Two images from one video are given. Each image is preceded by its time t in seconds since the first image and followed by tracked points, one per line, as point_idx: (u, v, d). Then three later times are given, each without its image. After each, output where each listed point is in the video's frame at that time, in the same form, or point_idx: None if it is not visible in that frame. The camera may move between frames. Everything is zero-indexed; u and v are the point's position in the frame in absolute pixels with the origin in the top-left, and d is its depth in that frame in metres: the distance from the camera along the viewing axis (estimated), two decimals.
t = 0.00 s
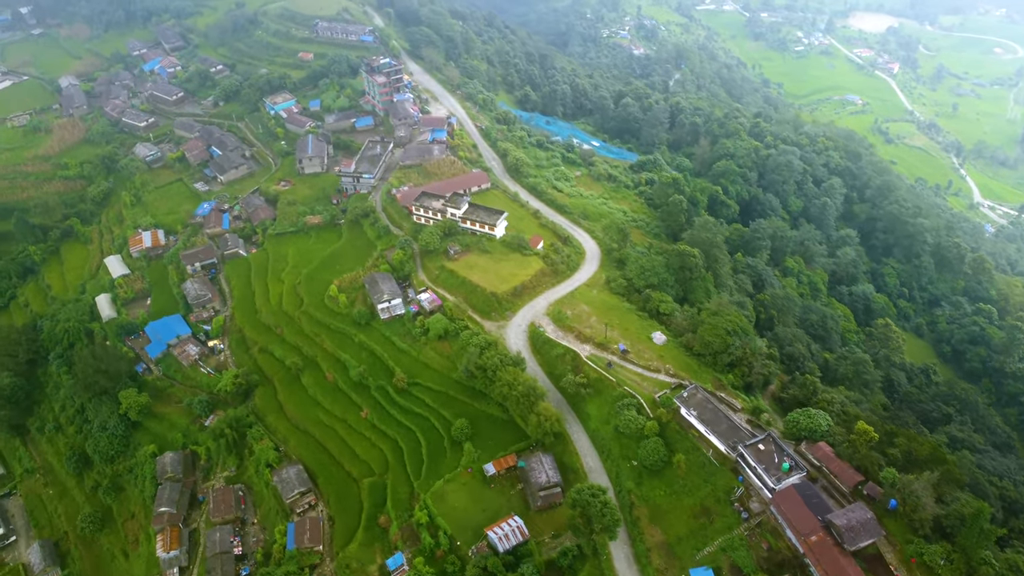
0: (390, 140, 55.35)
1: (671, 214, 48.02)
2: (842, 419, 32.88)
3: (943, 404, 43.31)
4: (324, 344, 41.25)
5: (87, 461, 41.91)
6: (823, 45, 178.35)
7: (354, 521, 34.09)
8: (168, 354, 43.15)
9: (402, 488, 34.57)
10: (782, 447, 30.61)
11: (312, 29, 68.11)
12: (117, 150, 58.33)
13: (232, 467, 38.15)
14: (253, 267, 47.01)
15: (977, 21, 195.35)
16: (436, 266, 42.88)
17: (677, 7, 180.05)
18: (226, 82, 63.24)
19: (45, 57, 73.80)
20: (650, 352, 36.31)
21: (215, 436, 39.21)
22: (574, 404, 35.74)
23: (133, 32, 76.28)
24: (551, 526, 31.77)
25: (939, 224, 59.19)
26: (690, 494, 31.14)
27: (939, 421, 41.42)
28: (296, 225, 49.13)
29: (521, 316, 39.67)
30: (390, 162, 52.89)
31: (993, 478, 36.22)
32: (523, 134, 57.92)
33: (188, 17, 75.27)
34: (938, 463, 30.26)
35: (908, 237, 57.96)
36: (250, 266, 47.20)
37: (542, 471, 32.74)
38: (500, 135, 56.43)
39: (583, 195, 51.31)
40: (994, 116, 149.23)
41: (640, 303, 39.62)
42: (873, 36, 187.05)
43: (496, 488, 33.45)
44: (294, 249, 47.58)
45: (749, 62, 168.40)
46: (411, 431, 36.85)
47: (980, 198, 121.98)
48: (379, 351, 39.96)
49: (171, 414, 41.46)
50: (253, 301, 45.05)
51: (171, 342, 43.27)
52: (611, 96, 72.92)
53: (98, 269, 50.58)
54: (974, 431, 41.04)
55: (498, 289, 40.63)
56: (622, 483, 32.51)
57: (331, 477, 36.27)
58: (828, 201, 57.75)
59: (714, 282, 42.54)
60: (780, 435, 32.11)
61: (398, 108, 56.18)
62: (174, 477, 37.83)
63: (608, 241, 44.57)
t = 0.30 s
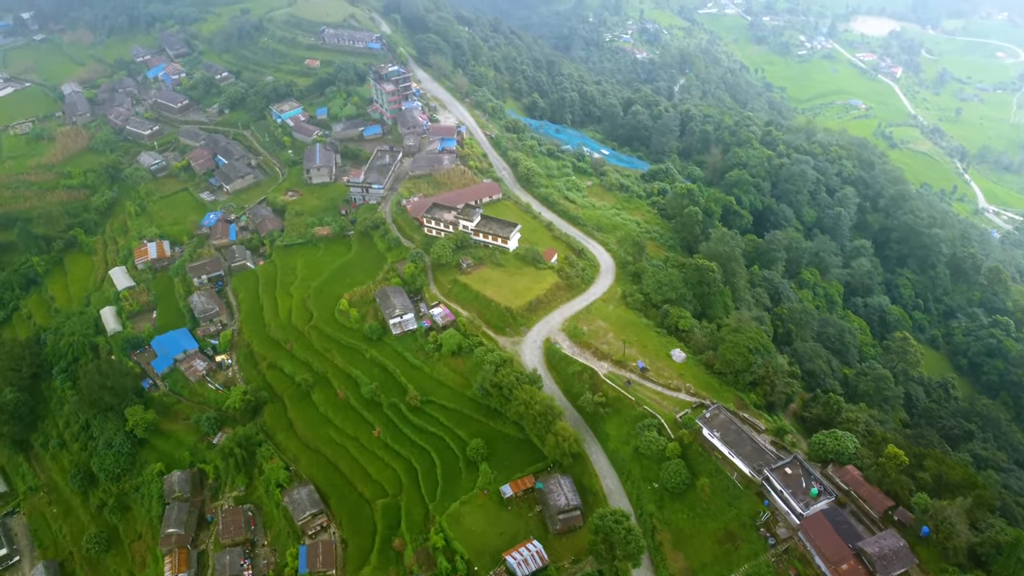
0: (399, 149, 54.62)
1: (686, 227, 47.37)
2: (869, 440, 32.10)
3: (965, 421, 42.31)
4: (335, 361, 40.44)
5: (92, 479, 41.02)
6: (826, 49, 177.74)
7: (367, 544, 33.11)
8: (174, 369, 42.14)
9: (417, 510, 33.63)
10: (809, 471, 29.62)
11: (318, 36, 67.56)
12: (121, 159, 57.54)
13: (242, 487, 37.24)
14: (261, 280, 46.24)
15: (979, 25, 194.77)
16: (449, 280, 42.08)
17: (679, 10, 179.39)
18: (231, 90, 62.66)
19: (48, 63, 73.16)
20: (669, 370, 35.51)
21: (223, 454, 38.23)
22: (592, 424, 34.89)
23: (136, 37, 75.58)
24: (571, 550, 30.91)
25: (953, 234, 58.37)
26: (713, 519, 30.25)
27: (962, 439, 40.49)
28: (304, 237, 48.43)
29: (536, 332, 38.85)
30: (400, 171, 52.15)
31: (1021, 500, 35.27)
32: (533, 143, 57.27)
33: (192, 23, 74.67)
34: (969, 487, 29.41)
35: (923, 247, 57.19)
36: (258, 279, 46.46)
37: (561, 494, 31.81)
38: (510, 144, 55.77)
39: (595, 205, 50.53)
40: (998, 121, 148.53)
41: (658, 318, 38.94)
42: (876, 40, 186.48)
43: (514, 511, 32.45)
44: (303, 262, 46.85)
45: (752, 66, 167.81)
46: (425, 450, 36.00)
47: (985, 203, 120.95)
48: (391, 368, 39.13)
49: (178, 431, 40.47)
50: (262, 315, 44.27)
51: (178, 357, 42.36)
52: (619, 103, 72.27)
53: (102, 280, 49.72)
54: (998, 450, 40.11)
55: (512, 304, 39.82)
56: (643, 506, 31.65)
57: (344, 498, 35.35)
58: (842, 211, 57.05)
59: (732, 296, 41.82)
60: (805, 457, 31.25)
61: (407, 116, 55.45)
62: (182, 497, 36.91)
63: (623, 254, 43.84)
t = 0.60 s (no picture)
0: (404, 159, 53.78)
1: (698, 240, 46.70)
2: (891, 466, 31.29)
3: (983, 439, 41.48)
4: (341, 378, 39.56)
5: (92, 499, 40.04)
6: (826, 53, 177.41)
7: (375, 569, 32.16)
8: (176, 386, 41.17)
9: (426, 533, 32.69)
10: (832, 497, 28.67)
11: (322, 43, 66.90)
12: (121, 167, 56.68)
13: (245, 508, 35.96)
14: (265, 294, 45.31)
15: (979, 30, 194.58)
16: (457, 295, 41.23)
17: (680, 14, 178.87)
18: (234, 97, 61.90)
19: (47, 69, 72.31)
20: (684, 390, 34.71)
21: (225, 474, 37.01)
22: (606, 445, 33.98)
23: (136, 43, 74.74)
24: None
25: (965, 246, 57.66)
26: (733, 546, 29.29)
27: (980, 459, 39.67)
28: (309, 249, 47.54)
29: (547, 349, 38.00)
30: (406, 182, 51.35)
31: None
32: (540, 153, 56.54)
33: (193, 28, 73.85)
34: (996, 515, 28.65)
35: (935, 259, 56.49)
36: (262, 292, 45.56)
37: (575, 519, 30.77)
38: (517, 154, 55.05)
39: (604, 217, 49.81)
40: (1000, 126, 148.05)
41: (671, 336, 38.14)
42: (876, 44, 186.16)
43: (526, 536, 31.38)
44: (307, 275, 45.98)
45: (752, 70, 167.42)
46: (434, 471, 35.06)
47: (987, 209, 120.25)
48: (398, 385, 38.21)
49: (180, 449, 39.52)
50: (265, 329, 43.36)
51: (180, 373, 41.43)
52: (625, 111, 71.63)
53: (102, 292, 48.82)
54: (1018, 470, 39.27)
55: (523, 320, 38.96)
56: (660, 531, 30.66)
57: (351, 520, 34.40)
58: (853, 222, 56.40)
59: (747, 313, 41.11)
60: (827, 482, 30.42)
61: (412, 125, 54.63)
62: (185, 518, 35.89)
63: (634, 268, 43.09)
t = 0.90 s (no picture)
0: (408, 169, 52.89)
1: (708, 253, 45.91)
2: (913, 493, 30.54)
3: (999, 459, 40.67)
4: (345, 397, 38.67)
5: (90, 519, 39.04)
6: (827, 57, 176.76)
7: None
8: (176, 404, 40.25)
9: (433, 560, 31.78)
10: (854, 527, 27.73)
11: (324, 50, 66.06)
12: (120, 176, 55.75)
13: (246, 531, 34.83)
14: (267, 308, 44.41)
15: (979, 34, 194.05)
16: (464, 312, 40.37)
17: (680, 17, 178.14)
18: (234, 105, 61.05)
19: (45, 74, 71.39)
20: (698, 413, 33.89)
21: (225, 495, 35.75)
22: (619, 469, 33.04)
23: (135, 48, 73.81)
24: None
25: (976, 258, 56.93)
26: None
27: (998, 480, 38.89)
28: (311, 262, 46.66)
29: (557, 368, 37.12)
30: (410, 193, 50.49)
31: None
32: (546, 163, 55.70)
33: (193, 34, 72.95)
34: (1021, 545, 27.95)
35: (945, 271, 55.75)
36: (264, 306, 44.66)
37: (588, 547, 29.79)
38: (523, 165, 54.25)
39: (612, 229, 49.01)
40: (1002, 132, 147.40)
41: (684, 355, 37.36)
42: (877, 48, 185.65)
43: (536, 563, 30.30)
44: (310, 289, 45.09)
45: (753, 75, 166.84)
46: (441, 495, 34.13)
47: (989, 215, 119.52)
48: (404, 405, 37.28)
49: (180, 468, 38.47)
50: (267, 345, 42.44)
51: (180, 391, 40.49)
52: (630, 119, 70.84)
53: (100, 305, 47.86)
54: None
55: (531, 338, 38.07)
56: (674, 559, 29.62)
57: (355, 545, 33.45)
58: (863, 234, 55.70)
59: (759, 330, 40.38)
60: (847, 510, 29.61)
61: (416, 135, 53.79)
62: (185, 541, 34.85)
63: (645, 284, 42.32)
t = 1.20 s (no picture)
0: (411, 181, 52.09)
1: (716, 269, 45.11)
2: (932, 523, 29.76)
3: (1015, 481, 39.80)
4: (348, 418, 37.77)
5: (86, 542, 37.87)
6: (828, 61, 175.89)
7: None
8: (174, 423, 39.22)
9: None
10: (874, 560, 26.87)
11: (325, 58, 65.25)
12: (118, 186, 54.84)
13: (246, 557, 33.70)
14: (267, 325, 43.53)
15: (980, 39, 193.35)
16: (469, 330, 39.50)
17: (681, 21, 177.43)
18: (234, 114, 60.26)
19: (42, 81, 70.51)
20: (710, 438, 33.05)
21: (226, 519, 34.78)
22: (629, 495, 32.02)
23: (134, 55, 72.97)
24: None
25: (987, 271, 56.10)
26: None
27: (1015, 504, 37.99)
28: (313, 277, 45.83)
29: (564, 390, 36.23)
30: (413, 206, 49.65)
31: None
32: (551, 174, 54.89)
33: (192, 41, 72.12)
34: None
35: (956, 285, 54.93)
36: (265, 322, 43.79)
37: None
38: (528, 176, 53.47)
39: (619, 243, 48.22)
40: (1004, 137, 146.62)
41: (695, 377, 36.56)
42: (878, 53, 185.00)
43: None
44: (311, 305, 44.21)
45: (755, 79, 166.19)
46: (447, 521, 33.16)
47: (992, 221, 118.67)
48: (408, 427, 36.36)
49: (179, 491, 37.53)
50: (268, 363, 41.55)
51: (179, 410, 39.44)
52: (635, 128, 70.08)
53: (97, 319, 46.94)
54: None
55: (538, 358, 37.15)
56: None
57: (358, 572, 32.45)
58: (872, 247, 54.93)
59: (771, 350, 39.62)
60: (865, 541, 28.74)
61: (419, 145, 52.99)
62: (183, 567, 33.71)
63: (654, 301, 41.54)
